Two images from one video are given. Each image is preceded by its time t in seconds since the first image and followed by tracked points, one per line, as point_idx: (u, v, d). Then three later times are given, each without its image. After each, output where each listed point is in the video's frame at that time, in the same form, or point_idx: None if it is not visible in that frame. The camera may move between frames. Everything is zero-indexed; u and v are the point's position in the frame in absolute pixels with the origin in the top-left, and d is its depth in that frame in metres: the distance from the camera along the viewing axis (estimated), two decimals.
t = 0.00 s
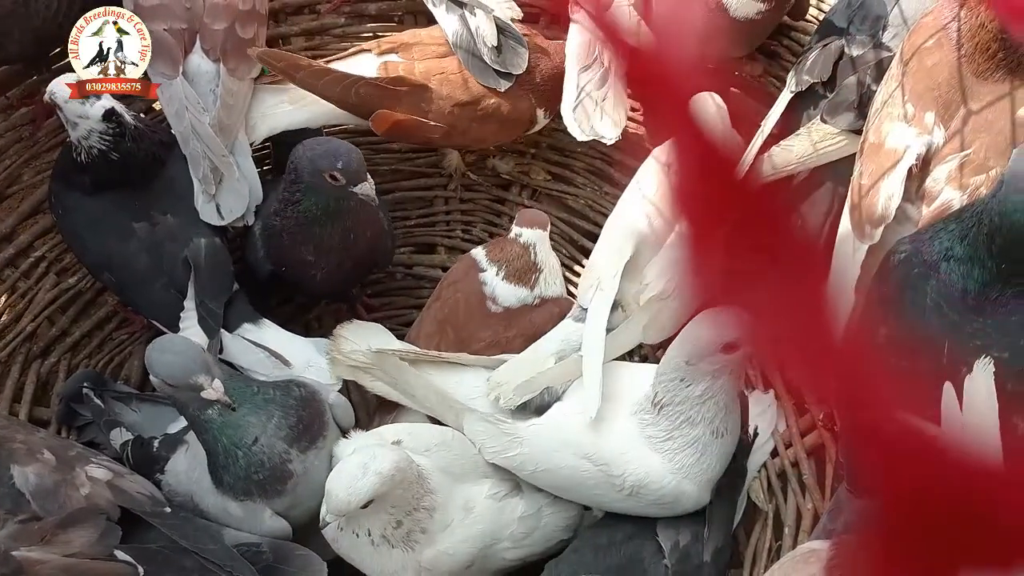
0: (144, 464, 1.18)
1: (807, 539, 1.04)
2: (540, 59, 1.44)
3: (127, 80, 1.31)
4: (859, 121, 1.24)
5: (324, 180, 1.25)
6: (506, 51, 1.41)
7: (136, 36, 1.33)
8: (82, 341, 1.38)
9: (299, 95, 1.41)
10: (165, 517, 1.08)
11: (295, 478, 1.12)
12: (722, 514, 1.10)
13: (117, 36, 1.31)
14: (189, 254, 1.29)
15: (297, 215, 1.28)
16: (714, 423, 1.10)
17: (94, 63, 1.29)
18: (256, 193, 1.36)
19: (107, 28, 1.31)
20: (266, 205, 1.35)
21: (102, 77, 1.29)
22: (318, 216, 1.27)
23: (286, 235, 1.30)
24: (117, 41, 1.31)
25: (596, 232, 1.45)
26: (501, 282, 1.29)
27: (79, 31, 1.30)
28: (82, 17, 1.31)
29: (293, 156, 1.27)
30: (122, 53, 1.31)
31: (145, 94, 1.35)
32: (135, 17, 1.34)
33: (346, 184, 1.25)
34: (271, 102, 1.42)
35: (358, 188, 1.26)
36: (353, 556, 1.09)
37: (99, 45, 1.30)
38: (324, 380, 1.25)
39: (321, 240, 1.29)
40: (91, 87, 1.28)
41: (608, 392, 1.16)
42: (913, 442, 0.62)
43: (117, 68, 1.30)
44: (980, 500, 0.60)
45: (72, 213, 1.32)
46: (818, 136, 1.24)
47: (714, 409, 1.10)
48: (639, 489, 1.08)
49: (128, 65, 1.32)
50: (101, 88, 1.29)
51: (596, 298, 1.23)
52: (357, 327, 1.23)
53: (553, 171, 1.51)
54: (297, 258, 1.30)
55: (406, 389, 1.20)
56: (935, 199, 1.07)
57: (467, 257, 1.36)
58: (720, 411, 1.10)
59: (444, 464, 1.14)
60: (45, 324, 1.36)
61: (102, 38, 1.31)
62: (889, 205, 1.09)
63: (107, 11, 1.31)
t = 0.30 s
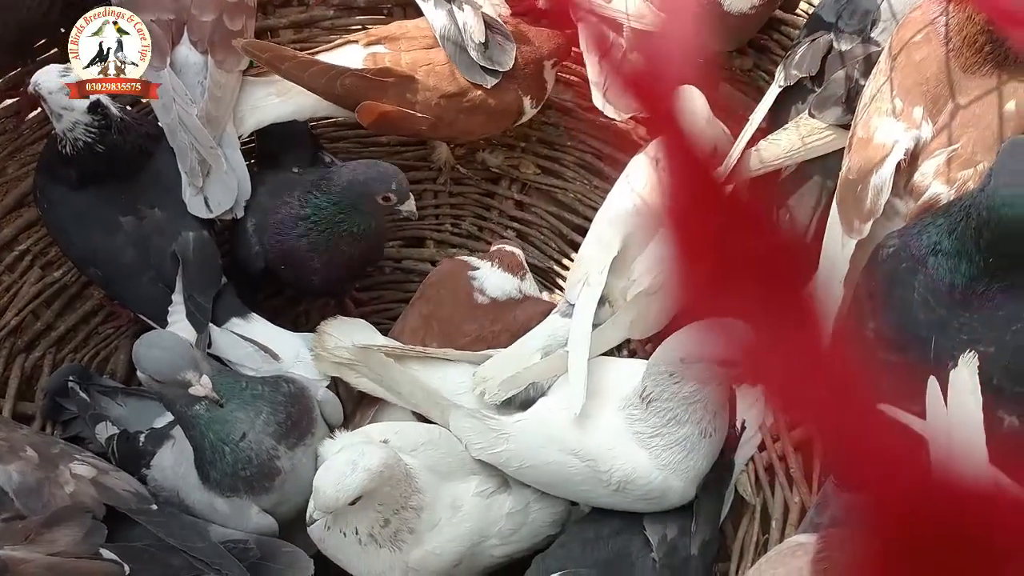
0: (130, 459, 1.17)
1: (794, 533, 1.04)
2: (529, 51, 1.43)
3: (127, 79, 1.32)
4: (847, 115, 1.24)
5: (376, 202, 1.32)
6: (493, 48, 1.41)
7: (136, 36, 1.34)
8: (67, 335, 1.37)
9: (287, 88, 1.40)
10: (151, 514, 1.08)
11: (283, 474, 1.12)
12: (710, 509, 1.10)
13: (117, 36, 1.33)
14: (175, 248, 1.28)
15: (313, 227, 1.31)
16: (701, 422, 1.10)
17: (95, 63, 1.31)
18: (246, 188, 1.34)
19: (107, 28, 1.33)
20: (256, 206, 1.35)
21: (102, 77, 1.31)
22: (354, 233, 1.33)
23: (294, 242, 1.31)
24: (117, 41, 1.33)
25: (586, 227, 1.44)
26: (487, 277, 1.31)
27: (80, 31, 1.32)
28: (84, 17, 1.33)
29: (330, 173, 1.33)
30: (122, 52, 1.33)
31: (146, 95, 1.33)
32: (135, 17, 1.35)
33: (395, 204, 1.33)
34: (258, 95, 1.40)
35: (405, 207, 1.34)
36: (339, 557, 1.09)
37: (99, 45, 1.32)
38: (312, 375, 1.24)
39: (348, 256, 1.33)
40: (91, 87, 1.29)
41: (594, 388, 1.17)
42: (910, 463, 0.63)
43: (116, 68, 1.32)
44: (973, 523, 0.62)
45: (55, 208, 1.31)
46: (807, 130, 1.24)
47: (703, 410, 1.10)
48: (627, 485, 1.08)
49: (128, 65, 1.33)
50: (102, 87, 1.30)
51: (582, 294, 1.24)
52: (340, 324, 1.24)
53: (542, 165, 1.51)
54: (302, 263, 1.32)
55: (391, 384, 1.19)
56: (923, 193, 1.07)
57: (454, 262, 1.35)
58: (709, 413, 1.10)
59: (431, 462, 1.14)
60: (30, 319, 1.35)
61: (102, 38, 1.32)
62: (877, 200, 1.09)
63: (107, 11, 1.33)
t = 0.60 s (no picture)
0: (129, 423, 1.17)
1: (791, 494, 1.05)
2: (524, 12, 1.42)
3: (127, 79, 1.27)
4: (845, 79, 1.23)
5: (299, 141, 1.25)
6: (484, 11, 1.38)
7: (136, 35, 1.26)
8: (62, 301, 1.36)
9: (276, 51, 1.40)
10: (152, 477, 1.08)
11: (283, 438, 1.12)
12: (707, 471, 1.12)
13: (117, 36, 1.26)
14: (169, 214, 1.27)
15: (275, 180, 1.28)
16: (711, 405, 1.09)
17: (94, 64, 1.25)
18: (238, 153, 1.33)
19: (106, 27, 1.25)
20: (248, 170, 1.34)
21: (102, 77, 1.26)
22: (296, 176, 1.27)
23: (273, 199, 1.29)
24: (117, 41, 1.25)
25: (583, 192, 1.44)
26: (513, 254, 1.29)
27: (79, 31, 1.25)
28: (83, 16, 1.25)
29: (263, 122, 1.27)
30: (122, 52, 1.25)
31: (146, 95, 1.29)
32: (136, 16, 1.27)
33: (321, 142, 1.26)
34: (249, 58, 1.39)
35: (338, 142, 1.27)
36: (338, 520, 1.10)
37: (99, 45, 1.25)
38: (311, 338, 1.25)
39: (305, 201, 1.28)
40: (90, 88, 1.26)
41: (611, 358, 1.15)
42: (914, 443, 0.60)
43: (116, 69, 1.25)
44: (978, 526, 0.57)
45: (47, 173, 1.30)
46: (805, 93, 1.23)
47: (714, 394, 1.09)
48: (636, 457, 1.09)
49: (128, 65, 1.26)
50: (101, 87, 1.26)
51: (592, 260, 1.23)
52: (343, 290, 1.23)
53: (537, 129, 1.50)
54: (288, 223, 1.30)
55: (398, 354, 1.19)
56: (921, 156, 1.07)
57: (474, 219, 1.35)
58: (720, 396, 1.09)
59: (430, 431, 1.14)
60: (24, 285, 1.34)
61: (102, 38, 1.25)
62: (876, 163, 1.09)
63: (107, 10, 1.25)
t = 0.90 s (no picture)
0: (149, 371, 1.19)
1: (805, 443, 1.06)
2: None
3: (127, 79, 1.29)
4: (870, 24, 1.21)
5: (330, 101, 1.26)
6: None
7: (136, 36, 1.29)
8: (82, 251, 1.37)
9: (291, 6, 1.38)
10: (173, 424, 1.10)
11: (301, 386, 1.14)
12: (720, 420, 1.12)
13: (117, 36, 1.28)
14: (185, 163, 1.27)
15: (303, 139, 1.28)
16: (713, 350, 1.10)
17: (95, 64, 1.28)
18: (255, 105, 1.33)
19: (107, 28, 1.29)
20: (265, 123, 1.33)
21: (102, 78, 1.28)
22: (327, 136, 1.28)
23: (299, 157, 1.29)
24: (117, 41, 1.28)
25: (601, 141, 1.42)
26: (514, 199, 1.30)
27: (80, 31, 1.28)
28: (84, 17, 1.29)
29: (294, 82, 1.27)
30: (122, 52, 1.28)
31: (145, 96, 1.30)
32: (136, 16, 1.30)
33: (352, 103, 1.26)
34: (262, 15, 1.37)
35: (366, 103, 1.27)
36: (356, 464, 1.12)
37: (99, 45, 1.28)
38: (328, 291, 1.25)
39: (333, 161, 1.29)
40: (90, 88, 1.28)
41: (613, 304, 1.15)
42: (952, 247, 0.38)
43: (116, 68, 1.28)
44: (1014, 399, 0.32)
45: (62, 122, 1.30)
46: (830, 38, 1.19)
47: (717, 340, 1.09)
48: (633, 399, 1.09)
49: (128, 65, 1.29)
50: (101, 87, 1.28)
51: (601, 210, 1.21)
52: (351, 240, 1.25)
53: (554, 78, 1.48)
54: (310, 180, 1.31)
55: (402, 298, 1.21)
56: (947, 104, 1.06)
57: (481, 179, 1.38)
58: (722, 342, 1.09)
59: (443, 373, 1.15)
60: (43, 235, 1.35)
61: (102, 38, 1.28)
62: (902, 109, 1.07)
63: (107, 11, 1.29)
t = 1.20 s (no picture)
0: (168, 307, 1.20)
1: (819, 389, 1.06)
2: None
3: (127, 79, 1.27)
4: None
5: (346, 37, 1.25)
6: None
7: (136, 36, 1.29)
8: (98, 187, 1.37)
9: None
10: (192, 361, 1.12)
11: (318, 326, 1.14)
12: (735, 365, 1.13)
13: (117, 36, 1.28)
14: (201, 99, 1.26)
15: (318, 76, 1.27)
16: (723, 300, 1.09)
17: (94, 64, 1.28)
18: (271, 40, 1.31)
19: (107, 28, 1.29)
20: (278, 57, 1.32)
21: (102, 78, 1.27)
22: (342, 73, 1.26)
23: (313, 95, 1.28)
24: (117, 41, 1.28)
25: (621, 81, 1.40)
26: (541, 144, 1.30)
27: (80, 31, 1.29)
28: (84, 16, 1.29)
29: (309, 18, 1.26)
30: (122, 52, 1.27)
31: (145, 96, 1.27)
32: (137, 16, 1.30)
33: (368, 39, 1.25)
34: None
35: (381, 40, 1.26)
36: (372, 402, 1.14)
37: (99, 45, 1.28)
38: (344, 229, 1.26)
39: (347, 98, 1.27)
40: (91, 88, 1.28)
41: (632, 247, 1.13)
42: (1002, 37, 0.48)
43: (116, 68, 1.27)
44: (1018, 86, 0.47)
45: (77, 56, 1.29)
46: None
47: (728, 290, 1.09)
48: (646, 344, 1.10)
49: (128, 64, 1.27)
50: (101, 87, 1.27)
51: (621, 154, 1.18)
52: (369, 179, 1.25)
53: (576, 15, 1.43)
54: (325, 118, 1.29)
55: (420, 239, 1.21)
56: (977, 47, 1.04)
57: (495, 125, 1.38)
58: (734, 291, 1.09)
59: (458, 315, 1.16)
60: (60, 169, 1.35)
61: (102, 37, 1.28)
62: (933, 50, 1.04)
63: (107, 11, 1.28)
